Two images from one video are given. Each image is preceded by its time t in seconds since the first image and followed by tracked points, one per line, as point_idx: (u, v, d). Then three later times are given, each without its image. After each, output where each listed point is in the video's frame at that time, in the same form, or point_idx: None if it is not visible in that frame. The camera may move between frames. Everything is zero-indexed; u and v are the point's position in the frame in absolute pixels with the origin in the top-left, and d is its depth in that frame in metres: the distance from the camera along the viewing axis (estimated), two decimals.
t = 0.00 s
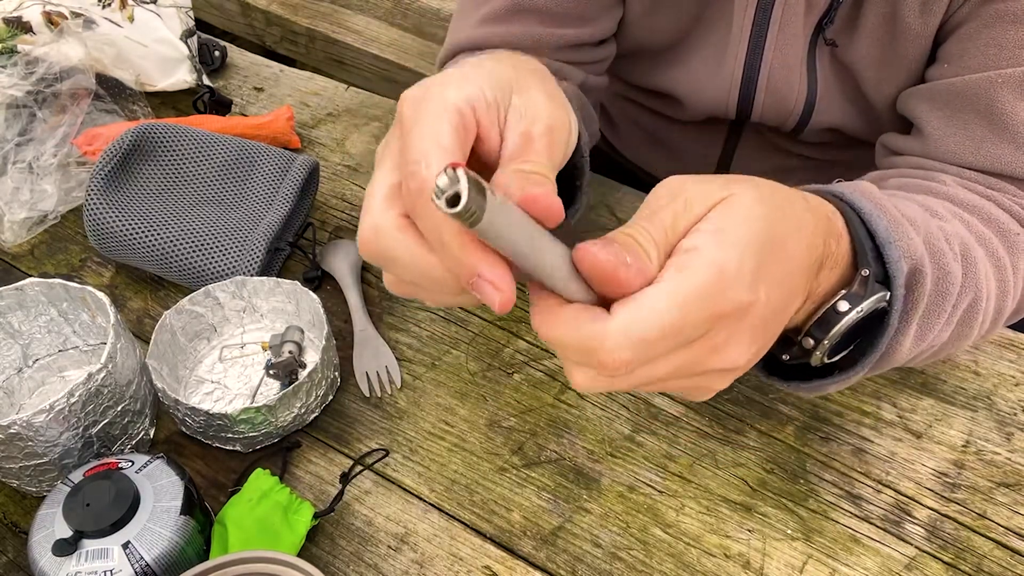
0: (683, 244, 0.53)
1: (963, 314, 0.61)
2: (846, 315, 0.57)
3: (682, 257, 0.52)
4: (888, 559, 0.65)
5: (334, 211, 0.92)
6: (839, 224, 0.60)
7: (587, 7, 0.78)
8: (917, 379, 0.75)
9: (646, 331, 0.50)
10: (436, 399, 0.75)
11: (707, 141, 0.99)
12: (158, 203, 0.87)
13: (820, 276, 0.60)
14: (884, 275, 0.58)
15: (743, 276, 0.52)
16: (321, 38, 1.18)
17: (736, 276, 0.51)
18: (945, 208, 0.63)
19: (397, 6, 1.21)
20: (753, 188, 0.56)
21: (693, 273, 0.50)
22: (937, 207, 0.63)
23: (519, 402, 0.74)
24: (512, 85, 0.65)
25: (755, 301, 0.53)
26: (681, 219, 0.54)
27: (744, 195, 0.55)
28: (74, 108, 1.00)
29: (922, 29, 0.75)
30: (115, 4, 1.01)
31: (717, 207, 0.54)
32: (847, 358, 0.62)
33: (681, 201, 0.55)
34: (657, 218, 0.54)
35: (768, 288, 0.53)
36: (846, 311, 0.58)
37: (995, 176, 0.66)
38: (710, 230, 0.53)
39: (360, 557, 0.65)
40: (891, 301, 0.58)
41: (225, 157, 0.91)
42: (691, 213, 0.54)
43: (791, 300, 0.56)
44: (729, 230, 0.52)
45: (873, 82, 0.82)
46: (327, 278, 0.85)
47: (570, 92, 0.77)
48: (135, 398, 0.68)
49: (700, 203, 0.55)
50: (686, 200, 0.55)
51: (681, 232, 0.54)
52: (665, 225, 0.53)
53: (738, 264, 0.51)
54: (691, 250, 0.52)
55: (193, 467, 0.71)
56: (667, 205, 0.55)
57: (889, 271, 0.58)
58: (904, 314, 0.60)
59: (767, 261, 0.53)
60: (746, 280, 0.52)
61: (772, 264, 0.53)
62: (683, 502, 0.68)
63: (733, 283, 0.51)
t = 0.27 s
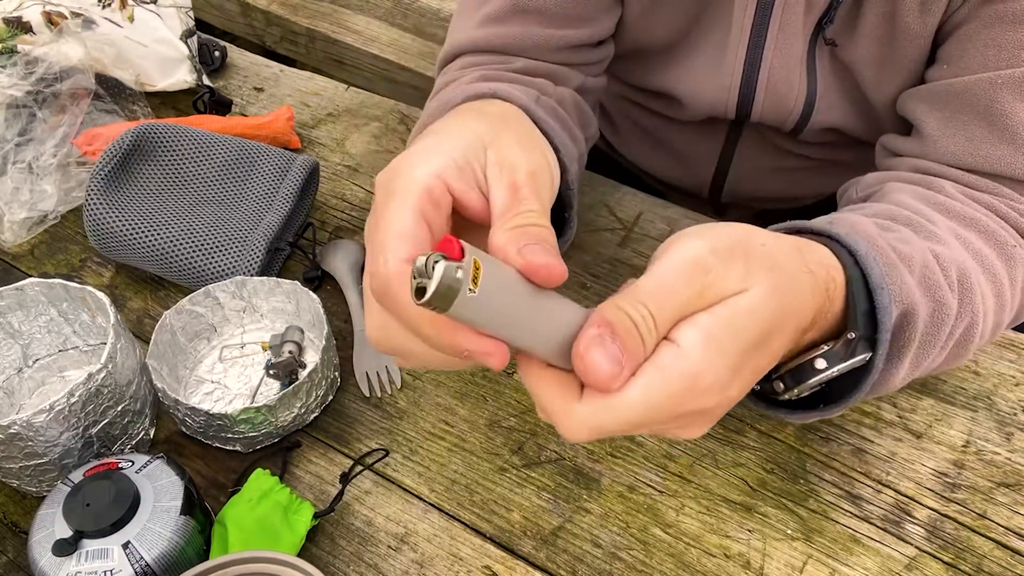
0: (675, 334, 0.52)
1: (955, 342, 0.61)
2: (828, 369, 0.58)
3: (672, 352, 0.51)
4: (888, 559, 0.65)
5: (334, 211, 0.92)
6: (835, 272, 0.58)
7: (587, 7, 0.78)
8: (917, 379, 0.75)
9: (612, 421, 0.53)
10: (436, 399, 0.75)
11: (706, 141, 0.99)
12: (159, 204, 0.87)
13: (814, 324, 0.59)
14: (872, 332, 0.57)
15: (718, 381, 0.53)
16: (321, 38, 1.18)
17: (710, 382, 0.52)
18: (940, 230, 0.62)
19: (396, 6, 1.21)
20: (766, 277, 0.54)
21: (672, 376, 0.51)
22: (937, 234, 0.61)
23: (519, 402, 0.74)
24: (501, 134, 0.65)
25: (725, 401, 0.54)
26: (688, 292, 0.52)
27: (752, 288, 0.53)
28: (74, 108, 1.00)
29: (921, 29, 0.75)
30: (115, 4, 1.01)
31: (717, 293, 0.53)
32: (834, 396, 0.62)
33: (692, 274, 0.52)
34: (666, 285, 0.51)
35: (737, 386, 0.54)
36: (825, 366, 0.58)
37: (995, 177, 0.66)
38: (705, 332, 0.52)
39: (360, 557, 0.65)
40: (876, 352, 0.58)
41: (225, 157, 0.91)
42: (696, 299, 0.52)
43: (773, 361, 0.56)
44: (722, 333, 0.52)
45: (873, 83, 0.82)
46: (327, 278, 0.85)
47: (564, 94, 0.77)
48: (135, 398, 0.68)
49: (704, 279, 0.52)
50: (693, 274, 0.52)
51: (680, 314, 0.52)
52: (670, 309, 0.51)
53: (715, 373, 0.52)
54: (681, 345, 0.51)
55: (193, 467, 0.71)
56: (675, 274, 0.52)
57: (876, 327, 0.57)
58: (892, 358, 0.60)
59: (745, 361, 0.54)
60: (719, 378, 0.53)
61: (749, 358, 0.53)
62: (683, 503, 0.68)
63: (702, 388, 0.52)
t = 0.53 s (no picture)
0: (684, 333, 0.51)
1: (957, 328, 0.61)
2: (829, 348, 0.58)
3: (682, 359, 0.51)
4: (888, 559, 0.65)
5: (334, 211, 0.92)
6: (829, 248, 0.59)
7: (587, 6, 0.78)
8: (918, 380, 0.75)
9: (654, 449, 0.50)
10: (436, 399, 0.75)
11: (706, 141, 0.99)
12: (158, 204, 0.87)
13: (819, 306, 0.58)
14: (873, 308, 0.57)
15: (732, 377, 0.52)
16: (321, 39, 1.18)
17: (724, 381, 0.51)
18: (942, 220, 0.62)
19: (397, 6, 1.21)
20: (761, 263, 0.54)
21: (700, 382, 0.50)
22: (935, 219, 0.62)
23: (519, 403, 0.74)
24: (509, 135, 0.64)
25: (742, 391, 0.53)
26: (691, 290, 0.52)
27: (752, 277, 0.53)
28: (74, 108, 1.00)
29: (921, 28, 0.75)
30: (115, 3, 1.01)
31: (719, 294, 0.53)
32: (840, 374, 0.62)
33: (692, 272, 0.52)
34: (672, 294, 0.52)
35: (748, 381, 0.54)
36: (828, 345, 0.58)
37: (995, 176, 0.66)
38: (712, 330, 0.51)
39: (360, 557, 0.65)
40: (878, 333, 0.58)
41: (225, 157, 0.91)
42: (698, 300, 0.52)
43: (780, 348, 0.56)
44: (726, 326, 0.52)
45: (873, 82, 0.82)
46: (327, 278, 0.85)
47: (565, 95, 0.77)
48: (135, 398, 0.68)
49: (707, 278, 0.53)
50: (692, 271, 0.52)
51: (686, 314, 0.52)
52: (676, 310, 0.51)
53: (726, 362, 0.51)
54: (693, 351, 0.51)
55: (193, 467, 0.71)
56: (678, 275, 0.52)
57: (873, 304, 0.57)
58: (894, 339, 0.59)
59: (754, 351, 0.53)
60: (734, 377, 0.52)
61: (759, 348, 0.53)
62: (683, 503, 0.68)
63: (724, 384, 0.51)
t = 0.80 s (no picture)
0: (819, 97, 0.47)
1: (959, 229, 0.62)
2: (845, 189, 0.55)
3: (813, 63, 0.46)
4: (888, 559, 0.65)
5: (334, 211, 0.92)
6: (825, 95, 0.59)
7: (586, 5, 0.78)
8: (918, 380, 0.75)
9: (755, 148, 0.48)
10: (436, 399, 0.75)
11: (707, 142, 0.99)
12: (158, 204, 0.87)
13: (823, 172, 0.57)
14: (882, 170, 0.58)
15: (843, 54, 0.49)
16: (321, 39, 1.18)
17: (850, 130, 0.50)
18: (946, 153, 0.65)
19: (397, 6, 1.21)
20: None
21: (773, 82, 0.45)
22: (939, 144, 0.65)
23: (519, 402, 0.74)
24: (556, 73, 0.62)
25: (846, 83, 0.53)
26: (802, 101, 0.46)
27: None
28: (74, 108, 1.00)
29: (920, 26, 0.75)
30: (115, 4, 1.02)
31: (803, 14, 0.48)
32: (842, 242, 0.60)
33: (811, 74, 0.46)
34: (739, 135, 0.47)
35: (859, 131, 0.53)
36: (850, 189, 0.55)
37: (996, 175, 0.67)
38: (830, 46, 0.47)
39: (360, 557, 0.65)
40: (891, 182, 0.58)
41: (225, 157, 0.91)
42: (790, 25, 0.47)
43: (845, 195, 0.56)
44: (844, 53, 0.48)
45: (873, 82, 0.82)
46: (327, 278, 0.85)
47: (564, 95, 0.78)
48: (135, 398, 0.68)
49: (809, 134, 0.48)
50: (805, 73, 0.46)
51: (800, 154, 0.48)
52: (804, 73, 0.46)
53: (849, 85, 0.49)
54: (811, 130, 0.48)
55: (193, 467, 0.71)
56: (780, 112, 0.46)
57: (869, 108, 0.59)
58: (905, 199, 0.59)
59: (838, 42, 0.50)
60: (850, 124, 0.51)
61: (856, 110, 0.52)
62: (683, 502, 0.68)
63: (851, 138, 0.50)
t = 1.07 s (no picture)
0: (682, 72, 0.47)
1: (975, 195, 0.64)
2: (877, 137, 0.59)
3: (672, 35, 0.46)
4: (888, 559, 0.64)
5: (334, 211, 0.92)
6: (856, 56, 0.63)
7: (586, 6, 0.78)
8: (918, 380, 0.75)
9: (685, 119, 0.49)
10: (436, 399, 0.75)
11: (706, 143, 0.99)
12: (158, 204, 0.87)
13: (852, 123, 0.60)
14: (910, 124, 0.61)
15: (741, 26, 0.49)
16: (321, 39, 1.18)
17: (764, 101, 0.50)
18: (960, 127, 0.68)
19: (397, 6, 1.21)
20: None
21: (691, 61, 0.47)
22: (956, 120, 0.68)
23: (519, 402, 0.74)
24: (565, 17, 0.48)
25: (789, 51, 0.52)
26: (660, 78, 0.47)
27: None
28: (74, 108, 1.00)
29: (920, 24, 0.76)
30: (115, 4, 1.01)
31: None
32: (869, 193, 0.63)
33: (667, 48, 0.46)
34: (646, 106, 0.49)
35: (795, 98, 0.53)
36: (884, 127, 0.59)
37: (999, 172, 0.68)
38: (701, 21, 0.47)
39: (360, 557, 0.65)
40: (918, 133, 0.61)
41: (225, 157, 0.91)
42: None
43: (806, 160, 0.55)
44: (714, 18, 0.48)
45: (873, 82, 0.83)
46: (327, 278, 0.85)
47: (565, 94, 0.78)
48: (135, 398, 0.68)
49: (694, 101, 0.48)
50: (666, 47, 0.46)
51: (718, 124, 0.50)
52: (660, 54, 0.46)
53: (742, 51, 0.49)
54: (711, 101, 0.48)
55: (193, 467, 0.71)
56: (647, 82, 0.47)
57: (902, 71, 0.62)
58: (929, 155, 0.62)
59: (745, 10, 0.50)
60: (781, 93, 0.51)
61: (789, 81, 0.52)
62: (683, 502, 0.68)
63: (766, 110, 0.51)
